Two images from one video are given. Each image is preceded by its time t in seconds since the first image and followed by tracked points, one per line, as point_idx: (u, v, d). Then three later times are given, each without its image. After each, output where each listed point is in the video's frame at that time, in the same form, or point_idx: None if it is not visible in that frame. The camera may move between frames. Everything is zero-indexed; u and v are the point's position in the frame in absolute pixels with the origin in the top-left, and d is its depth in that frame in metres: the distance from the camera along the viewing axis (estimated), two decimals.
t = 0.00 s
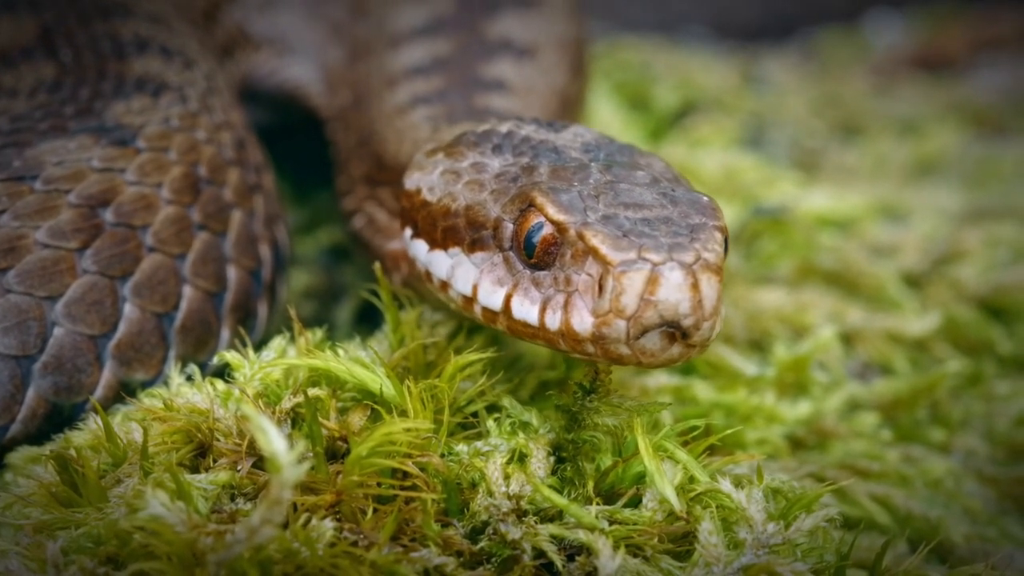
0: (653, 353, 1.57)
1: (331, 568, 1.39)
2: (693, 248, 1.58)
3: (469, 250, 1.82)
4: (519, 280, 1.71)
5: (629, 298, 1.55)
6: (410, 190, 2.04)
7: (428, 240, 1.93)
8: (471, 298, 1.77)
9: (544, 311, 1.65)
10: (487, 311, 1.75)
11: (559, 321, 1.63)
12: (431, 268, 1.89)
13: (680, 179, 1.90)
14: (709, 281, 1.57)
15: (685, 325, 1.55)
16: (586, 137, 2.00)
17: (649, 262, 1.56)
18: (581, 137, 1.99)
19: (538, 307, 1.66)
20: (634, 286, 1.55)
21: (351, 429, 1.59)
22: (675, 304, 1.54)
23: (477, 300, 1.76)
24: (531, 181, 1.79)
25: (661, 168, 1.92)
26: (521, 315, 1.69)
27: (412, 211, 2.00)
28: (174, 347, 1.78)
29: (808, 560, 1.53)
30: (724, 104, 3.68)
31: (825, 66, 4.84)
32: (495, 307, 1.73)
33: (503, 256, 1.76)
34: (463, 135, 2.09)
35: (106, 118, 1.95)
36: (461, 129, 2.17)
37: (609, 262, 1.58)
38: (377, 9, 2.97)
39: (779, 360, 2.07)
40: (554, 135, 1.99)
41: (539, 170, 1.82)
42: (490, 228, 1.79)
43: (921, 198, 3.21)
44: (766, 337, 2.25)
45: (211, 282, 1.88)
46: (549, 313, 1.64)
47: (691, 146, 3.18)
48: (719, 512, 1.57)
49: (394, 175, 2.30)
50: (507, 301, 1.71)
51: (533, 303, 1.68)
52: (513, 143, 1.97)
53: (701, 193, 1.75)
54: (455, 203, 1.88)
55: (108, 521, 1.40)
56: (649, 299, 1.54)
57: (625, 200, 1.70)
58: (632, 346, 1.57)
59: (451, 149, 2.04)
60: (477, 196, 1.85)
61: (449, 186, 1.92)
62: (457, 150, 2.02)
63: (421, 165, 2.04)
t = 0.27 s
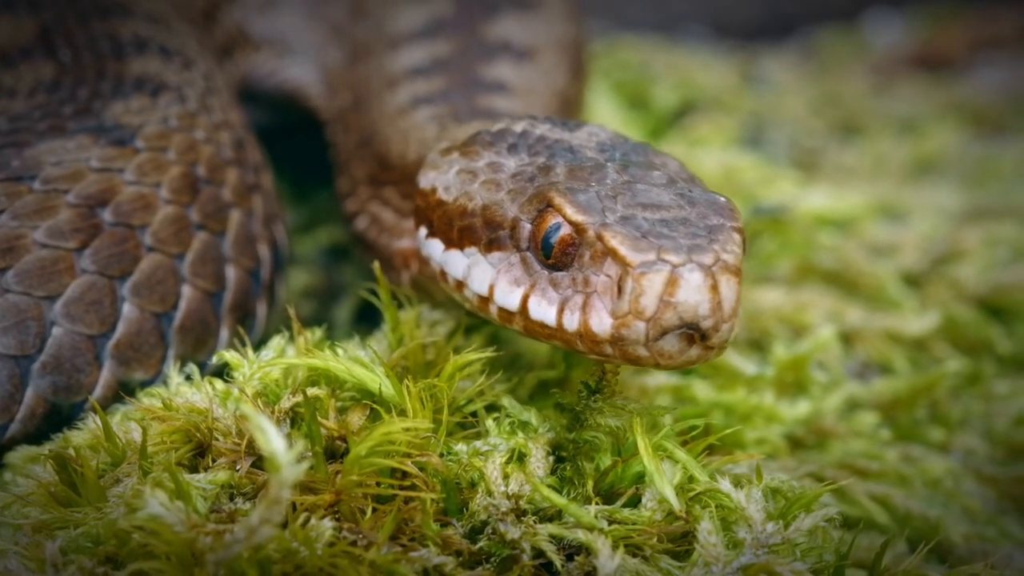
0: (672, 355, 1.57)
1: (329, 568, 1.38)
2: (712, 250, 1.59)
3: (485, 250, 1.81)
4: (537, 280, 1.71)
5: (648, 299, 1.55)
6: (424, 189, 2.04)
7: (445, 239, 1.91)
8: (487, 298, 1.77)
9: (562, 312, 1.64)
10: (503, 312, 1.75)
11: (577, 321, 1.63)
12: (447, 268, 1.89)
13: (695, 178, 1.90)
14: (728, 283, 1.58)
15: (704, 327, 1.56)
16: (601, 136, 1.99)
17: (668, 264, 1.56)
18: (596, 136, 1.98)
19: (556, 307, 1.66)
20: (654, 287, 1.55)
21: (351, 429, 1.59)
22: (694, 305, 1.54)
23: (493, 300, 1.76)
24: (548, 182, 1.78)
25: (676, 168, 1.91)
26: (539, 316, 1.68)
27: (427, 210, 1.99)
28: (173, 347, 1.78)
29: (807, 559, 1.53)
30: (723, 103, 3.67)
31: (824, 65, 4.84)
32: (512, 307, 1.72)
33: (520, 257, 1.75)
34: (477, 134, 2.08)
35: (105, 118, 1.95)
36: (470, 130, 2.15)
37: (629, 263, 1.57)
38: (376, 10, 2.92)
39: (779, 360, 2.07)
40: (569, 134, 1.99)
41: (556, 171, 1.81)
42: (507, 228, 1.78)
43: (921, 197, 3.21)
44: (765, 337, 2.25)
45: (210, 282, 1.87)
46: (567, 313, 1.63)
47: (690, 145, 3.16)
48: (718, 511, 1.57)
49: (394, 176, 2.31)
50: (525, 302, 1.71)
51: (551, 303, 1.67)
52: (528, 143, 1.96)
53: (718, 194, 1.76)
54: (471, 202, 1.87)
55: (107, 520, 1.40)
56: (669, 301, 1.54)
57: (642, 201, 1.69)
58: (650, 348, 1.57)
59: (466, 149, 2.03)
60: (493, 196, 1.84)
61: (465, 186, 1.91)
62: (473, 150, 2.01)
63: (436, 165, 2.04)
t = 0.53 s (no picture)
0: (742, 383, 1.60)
1: (324, 567, 1.38)
2: (783, 276, 1.59)
3: (547, 271, 1.80)
4: (603, 305, 1.71)
5: (722, 328, 1.56)
6: (476, 204, 1.98)
7: (501, 258, 1.89)
8: (548, 320, 1.78)
9: (631, 338, 1.66)
10: (566, 334, 1.76)
11: (647, 348, 1.64)
12: (503, 287, 1.87)
13: (746, 194, 1.90)
14: (799, 309, 1.59)
15: (775, 354, 1.58)
16: (652, 152, 1.97)
17: (741, 292, 1.56)
18: (647, 151, 1.97)
19: (625, 333, 1.67)
20: (727, 316, 1.56)
21: (346, 427, 1.59)
22: (767, 333, 1.56)
23: (555, 321, 1.77)
24: (611, 204, 1.76)
25: (726, 183, 1.92)
26: (606, 340, 1.70)
27: (481, 227, 1.95)
28: (168, 345, 1.77)
29: (803, 558, 1.53)
30: (718, 101, 3.65)
31: (820, 62, 4.84)
32: (576, 332, 1.73)
33: (584, 280, 1.75)
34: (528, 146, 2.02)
35: (101, 114, 1.95)
36: (505, 141, 2.10)
37: (701, 291, 1.57)
38: (374, 11, 2.91)
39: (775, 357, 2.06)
40: (621, 150, 1.96)
41: (617, 191, 1.79)
42: (570, 251, 1.77)
43: (919, 196, 3.20)
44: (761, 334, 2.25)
45: (206, 280, 1.87)
46: (637, 340, 1.65)
47: (686, 143, 3.11)
48: (713, 510, 1.56)
49: (407, 176, 2.29)
50: (591, 326, 1.71)
51: (619, 328, 1.68)
52: (582, 160, 1.92)
53: (776, 215, 1.76)
54: (530, 223, 1.84)
55: (102, 518, 1.40)
56: (742, 329, 1.55)
57: (708, 225, 1.69)
58: (719, 375, 1.60)
59: (518, 163, 1.97)
60: (554, 216, 1.81)
61: (522, 205, 1.88)
62: (525, 164, 1.96)
63: (489, 180, 1.98)
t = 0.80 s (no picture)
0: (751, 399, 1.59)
1: (319, 566, 1.38)
2: (793, 291, 1.59)
3: (554, 283, 1.80)
4: (611, 318, 1.71)
5: (732, 343, 1.55)
6: (479, 212, 1.97)
7: (506, 268, 1.88)
8: (554, 331, 1.77)
9: (639, 352, 1.65)
10: (574, 346, 1.75)
11: (656, 362, 1.63)
12: (508, 297, 1.87)
13: (749, 202, 1.91)
14: (809, 324, 1.59)
15: (784, 368, 1.58)
16: (654, 159, 1.97)
17: (752, 307, 1.55)
18: (650, 158, 1.97)
19: (633, 347, 1.67)
20: (737, 331, 1.55)
21: (340, 426, 1.59)
22: (777, 348, 1.55)
23: (562, 333, 1.76)
24: (616, 217, 1.77)
25: (729, 191, 1.92)
26: (614, 354, 1.69)
27: (485, 236, 1.94)
28: (162, 343, 1.77)
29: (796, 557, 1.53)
30: (712, 99, 3.65)
31: (815, 60, 4.83)
32: (585, 344, 1.73)
33: (591, 292, 1.75)
34: (530, 152, 2.01)
35: (95, 110, 1.95)
36: (506, 146, 2.08)
37: (711, 306, 1.57)
38: (368, 11, 2.87)
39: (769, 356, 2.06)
40: (624, 157, 1.96)
41: (623, 203, 1.80)
42: (577, 263, 1.77)
43: (914, 194, 3.20)
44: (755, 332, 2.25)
45: (200, 278, 1.87)
46: (645, 354, 1.64)
47: (680, 143, 3.12)
48: (707, 509, 1.57)
49: (404, 176, 2.29)
50: (599, 338, 1.71)
51: (627, 342, 1.68)
52: (586, 168, 1.92)
53: (782, 225, 1.77)
54: (536, 234, 1.84)
55: (96, 517, 1.40)
56: (752, 344, 1.55)
57: (717, 238, 1.69)
58: (728, 390, 1.59)
59: (522, 171, 1.97)
60: (559, 228, 1.82)
61: (528, 215, 1.88)
62: (529, 172, 1.96)
63: (492, 188, 1.98)
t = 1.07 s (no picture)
0: (745, 395, 1.59)
1: (310, 565, 1.38)
2: (788, 287, 1.59)
3: (548, 280, 1.80)
4: (606, 315, 1.71)
5: (728, 340, 1.55)
6: (472, 211, 1.97)
7: (500, 266, 1.87)
8: (549, 329, 1.77)
9: (634, 349, 1.65)
10: (568, 343, 1.75)
11: (651, 359, 1.63)
12: (503, 294, 1.86)
13: (741, 196, 1.91)
14: (804, 321, 1.58)
15: (779, 365, 1.57)
16: (647, 155, 1.97)
17: (747, 305, 1.55)
18: (643, 154, 1.96)
19: (628, 343, 1.67)
20: (733, 328, 1.55)
21: (332, 424, 1.59)
22: (773, 345, 1.55)
23: (556, 330, 1.76)
24: (610, 213, 1.77)
25: (722, 185, 1.92)
26: (609, 351, 1.69)
27: (479, 234, 1.94)
28: (154, 342, 1.77)
29: (789, 555, 1.53)
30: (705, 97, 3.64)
31: (808, 57, 4.83)
32: (579, 341, 1.73)
33: (586, 289, 1.75)
34: (523, 149, 2.01)
35: (87, 107, 1.95)
36: (498, 143, 2.08)
37: (706, 304, 1.57)
38: (361, 9, 2.86)
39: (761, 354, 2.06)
40: (616, 153, 1.96)
41: (616, 199, 1.80)
42: (571, 260, 1.77)
43: (906, 191, 3.19)
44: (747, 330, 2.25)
45: (192, 277, 1.87)
46: (640, 351, 1.64)
47: (672, 138, 3.08)
48: (699, 507, 1.56)
49: (398, 174, 2.29)
50: (594, 335, 1.71)
51: (622, 339, 1.68)
52: (579, 164, 1.92)
53: (775, 219, 1.76)
54: (530, 231, 1.84)
55: (87, 516, 1.40)
56: (747, 342, 1.55)
57: (711, 234, 1.69)
58: (723, 387, 1.59)
59: (515, 169, 1.96)
60: (553, 225, 1.82)
61: (521, 213, 1.87)
62: (521, 171, 1.95)
63: (485, 186, 1.97)
